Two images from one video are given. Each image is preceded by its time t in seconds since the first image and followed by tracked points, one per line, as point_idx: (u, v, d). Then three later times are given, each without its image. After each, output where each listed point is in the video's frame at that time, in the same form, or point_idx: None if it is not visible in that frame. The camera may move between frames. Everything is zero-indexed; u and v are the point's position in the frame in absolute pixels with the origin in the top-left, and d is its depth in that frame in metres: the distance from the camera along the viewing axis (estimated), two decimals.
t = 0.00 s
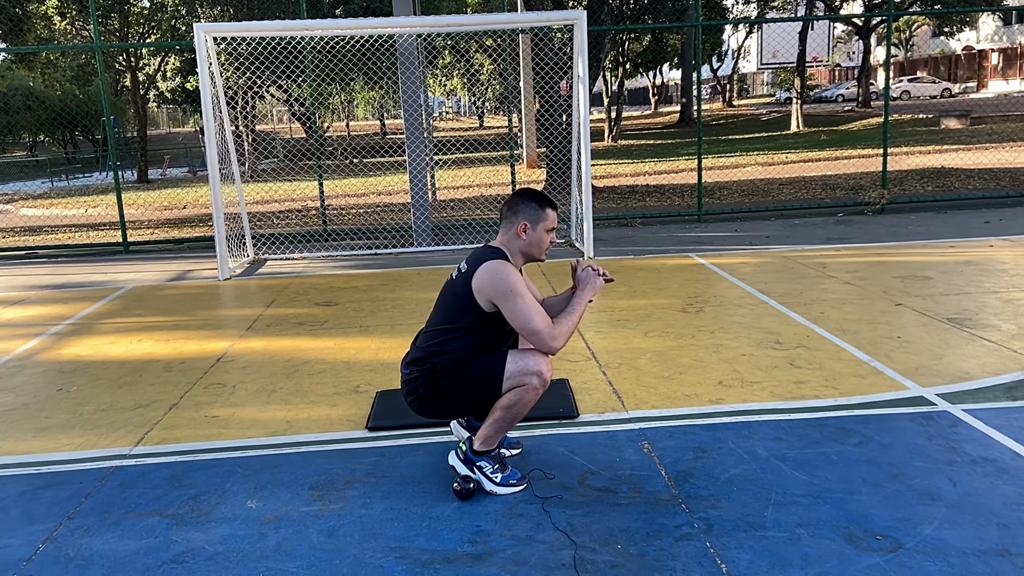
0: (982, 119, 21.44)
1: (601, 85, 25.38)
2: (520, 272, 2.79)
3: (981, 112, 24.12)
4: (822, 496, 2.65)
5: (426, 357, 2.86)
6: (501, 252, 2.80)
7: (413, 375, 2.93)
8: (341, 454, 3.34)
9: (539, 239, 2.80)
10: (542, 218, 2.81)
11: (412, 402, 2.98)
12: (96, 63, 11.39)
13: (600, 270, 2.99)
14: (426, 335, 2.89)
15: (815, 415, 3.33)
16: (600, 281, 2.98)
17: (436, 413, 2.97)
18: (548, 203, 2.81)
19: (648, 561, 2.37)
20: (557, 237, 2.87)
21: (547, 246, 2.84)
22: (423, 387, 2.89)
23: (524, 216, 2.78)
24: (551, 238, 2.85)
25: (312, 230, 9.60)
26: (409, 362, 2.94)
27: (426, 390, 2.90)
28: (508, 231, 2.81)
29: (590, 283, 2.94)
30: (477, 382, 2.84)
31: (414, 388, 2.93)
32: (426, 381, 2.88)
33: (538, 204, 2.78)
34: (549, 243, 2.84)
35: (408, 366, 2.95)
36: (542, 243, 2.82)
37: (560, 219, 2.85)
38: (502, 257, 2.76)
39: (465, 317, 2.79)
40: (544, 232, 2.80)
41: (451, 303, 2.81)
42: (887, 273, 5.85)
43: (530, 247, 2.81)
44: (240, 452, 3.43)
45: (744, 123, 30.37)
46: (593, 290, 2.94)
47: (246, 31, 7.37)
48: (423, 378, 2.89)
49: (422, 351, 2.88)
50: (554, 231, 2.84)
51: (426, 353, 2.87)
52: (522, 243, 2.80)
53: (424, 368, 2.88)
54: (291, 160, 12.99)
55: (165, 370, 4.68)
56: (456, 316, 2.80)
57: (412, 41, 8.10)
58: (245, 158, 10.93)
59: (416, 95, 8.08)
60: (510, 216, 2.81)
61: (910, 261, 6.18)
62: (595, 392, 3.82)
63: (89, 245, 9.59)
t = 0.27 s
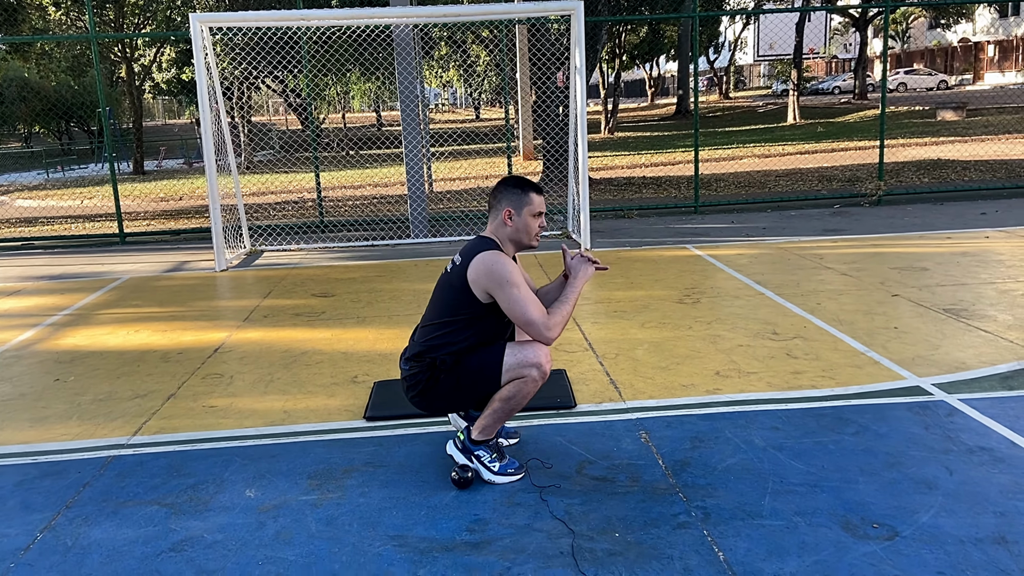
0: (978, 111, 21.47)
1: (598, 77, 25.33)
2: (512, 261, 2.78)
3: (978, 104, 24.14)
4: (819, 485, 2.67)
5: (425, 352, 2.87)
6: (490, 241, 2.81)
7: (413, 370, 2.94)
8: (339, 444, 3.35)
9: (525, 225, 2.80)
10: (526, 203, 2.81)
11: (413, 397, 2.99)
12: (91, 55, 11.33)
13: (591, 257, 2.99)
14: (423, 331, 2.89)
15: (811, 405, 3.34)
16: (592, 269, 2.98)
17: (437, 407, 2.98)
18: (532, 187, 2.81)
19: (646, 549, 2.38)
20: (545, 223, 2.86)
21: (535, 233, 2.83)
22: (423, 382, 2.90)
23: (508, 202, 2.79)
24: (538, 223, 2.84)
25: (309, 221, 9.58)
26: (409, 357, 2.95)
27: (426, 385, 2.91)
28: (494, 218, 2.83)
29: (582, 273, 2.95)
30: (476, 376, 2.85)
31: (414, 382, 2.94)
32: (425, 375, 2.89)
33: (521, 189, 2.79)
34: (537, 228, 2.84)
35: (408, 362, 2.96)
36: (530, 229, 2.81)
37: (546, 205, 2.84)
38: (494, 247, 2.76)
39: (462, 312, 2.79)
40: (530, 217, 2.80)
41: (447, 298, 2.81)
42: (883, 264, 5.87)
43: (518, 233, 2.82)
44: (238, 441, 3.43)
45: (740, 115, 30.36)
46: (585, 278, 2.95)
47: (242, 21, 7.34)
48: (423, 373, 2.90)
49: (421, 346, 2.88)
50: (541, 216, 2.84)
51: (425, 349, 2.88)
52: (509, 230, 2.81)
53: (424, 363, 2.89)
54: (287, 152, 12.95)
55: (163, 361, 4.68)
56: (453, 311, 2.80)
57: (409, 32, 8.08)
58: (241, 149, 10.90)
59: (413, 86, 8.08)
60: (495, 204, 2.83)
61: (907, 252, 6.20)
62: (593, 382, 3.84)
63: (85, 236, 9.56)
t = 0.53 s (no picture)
0: (976, 107, 21.47)
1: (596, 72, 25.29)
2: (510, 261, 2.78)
3: (976, 100, 24.13)
4: (819, 480, 2.67)
5: (428, 357, 2.86)
6: (479, 239, 2.82)
7: (417, 376, 2.92)
8: (339, 438, 3.34)
9: (512, 222, 2.78)
10: (515, 200, 2.79)
11: (418, 403, 2.97)
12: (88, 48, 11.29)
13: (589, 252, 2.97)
14: (425, 336, 2.88)
15: (810, 400, 3.34)
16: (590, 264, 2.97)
17: (444, 411, 2.96)
18: (521, 184, 2.79)
19: (647, 544, 2.38)
20: (536, 219, 2.83)
21: (525, 230, 2.81)
22: (428, 387, 2.88)
23: (496, 200, 2.79)
24: (528, 221, 2.82)
25: (307, 216, 9.56)
26: (412, 364, 2.93)
27: (431, 390, 2.89)
28: (484, 216, 2.83)
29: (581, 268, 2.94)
30: (480, 376, 2.84)
31: (419, 388, 2.92)
32: (429, 381, 2.88)
33: (507, 186, 2.78)
34: (527, 226, 2.81)
35: (411, 369, 2.94)
36: (521, 227, 2.80)
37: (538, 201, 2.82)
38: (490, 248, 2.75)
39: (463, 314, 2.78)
40: (518, 215, 2.78)
41: (446, 301, 2.80)
42: (882, 259, 5.86)
43: (507, 231, 2.81)
44: (238, 436, 3.42)
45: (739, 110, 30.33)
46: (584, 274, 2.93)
47: (240, 14, 7.30)
48: (427, 378, 2.88)
49: (424, 352, 2.87)
50: (532, 214, 2.81)
51: (428, 353, 2.87)
52: (498, 228, 2.81)
53: (428, 367, 2.87)
54: (285, 146, 12.92)
55: (161, 355, 4.66)
56: (454, 313, 2.79)
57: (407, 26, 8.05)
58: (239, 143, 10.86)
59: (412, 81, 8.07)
60: (485, 202, 2.83)
61: (906, 248, 6.19)
62: (592, 378, 3.83)
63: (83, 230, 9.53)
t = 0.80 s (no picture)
0: (975, 107, 21.47)
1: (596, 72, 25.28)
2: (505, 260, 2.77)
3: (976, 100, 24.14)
4: (819, 480, 2.66)
5: (426, 357, 2.85)
6: (472, 239, 2.83)
7: (415, 377, 2.91)
8: (337, 437, 3.33)
9: (503, 222, 2.76)
10: (506, 201, 2.77)
11: (418, 404, 2.96)
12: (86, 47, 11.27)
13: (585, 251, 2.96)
14: (423, 336, 2.87)
15: (810, 400, 3.33)
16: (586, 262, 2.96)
17: (444, 412, 2.94)
18: (513, 184, 2.77)
19: (646, 544, 2.37)
20: (529, 220, 2.80)
21: (518, 231, 2.79)
22: (427, 388, 2.87)
23: (488, 199, 2.78)
24: (520, 222, 2.79)
25: (306, 214, 9.54)
26: (411, 365, 2.93)
27: (430, 390, 2.87)
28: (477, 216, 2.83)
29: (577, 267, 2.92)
30: (478, 375, 2.82)
31: (418, 389, 2.91)
32: (428, 381, 2.86)
33: (499, 187, 2.76)
34: (518, 227, 2.79)
35: (410, 370, 2.93)
36: (513, 228, 2.77)
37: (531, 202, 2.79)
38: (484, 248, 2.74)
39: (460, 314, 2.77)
40: (508, 215, 2.76)
41: (442, 301, 2.80)
42: (881, 259, 5.86)
43: (499, 232, 2.79)
44: (236, 434, 3.41)
45: (738, 110, 30.33)
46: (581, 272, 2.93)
47: (239, 12, 7.28)
48: (426, 379, 2.87)
49: (422, 352, 2.86)
50: (524, 214, 2.78)
51: (426, 354, 2.85)
52: (491, 228, 2.80)
53: (427, 368, 2.86)
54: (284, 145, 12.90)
55: (159, 353, 4.66)
56: (451, 313, 2.78)
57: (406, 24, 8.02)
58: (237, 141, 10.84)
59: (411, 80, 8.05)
60: (479, 201, 2.82)
61: (905, 248, 6.19)
62: (591, 377, 3.82)
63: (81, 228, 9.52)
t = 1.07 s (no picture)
0: (976, 113, 21.46)
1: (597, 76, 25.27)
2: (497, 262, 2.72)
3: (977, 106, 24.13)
4: (821, 486, 2.62)
5: (422, 362, 2.81)
6: (464, 241, 2.80)
7: (411, 383, 2.86)
8: (332, 442, 3.28)
9: (492, 224, 2.72)
10: (496, 203, 2.71)
11: (414, 410, 2.91)
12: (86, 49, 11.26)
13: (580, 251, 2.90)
14: (418, 341, 2.82)
15: (812, 406, 3.29)
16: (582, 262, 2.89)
17: (441, 417, 2.89)
18: (504, 186, 2.72)
19: (645, 552, 2.33)
20: (520, 223, 2.73)
21: (508, 232, 2.73)
22: (423, 393, 2.82)
23: (479, 201, 2.74)
24: (510, 224, 2.72)
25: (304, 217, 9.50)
26: (406, 371, 2.88)
27: (426, 396, 2.83)
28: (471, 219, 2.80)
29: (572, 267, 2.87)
30: (474, 379, 2.77)
31: (414, 395, 2.86)
32: (424, 387, 2.82)
33: (489, 188, 2.72)
34: (508, 229, 2.72)
35: (406, 376, 2.88)
36: (503, 229, 2.72)
37: (524, 204, 2.73)
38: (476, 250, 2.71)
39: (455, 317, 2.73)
40: (496, 217, 2.71)
41: (436, 305, 2.76)
42: (883, 264, 5.81)
43: (489, 234, 2.75)
44: (230, 438, 3.37)
45: (739, 115, 30.33)
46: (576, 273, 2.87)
47: (237, 13, 7.24)
48: (422, 385, 2.82)
49: (417, 357, 2.82)
50: (516, 216, 2.72)
51: (422, 358, 2.81)
52: (481, 230, 2.76)
53: (422, 373, 2.82)
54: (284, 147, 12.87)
55: (154, 356, 4.61)
56: (445, 316, 2.74)
57: (406, 26, 7.98)
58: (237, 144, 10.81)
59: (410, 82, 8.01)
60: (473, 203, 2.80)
61: (907, 252, 6.15)
62: (590, 382, 3.78)
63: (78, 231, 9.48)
